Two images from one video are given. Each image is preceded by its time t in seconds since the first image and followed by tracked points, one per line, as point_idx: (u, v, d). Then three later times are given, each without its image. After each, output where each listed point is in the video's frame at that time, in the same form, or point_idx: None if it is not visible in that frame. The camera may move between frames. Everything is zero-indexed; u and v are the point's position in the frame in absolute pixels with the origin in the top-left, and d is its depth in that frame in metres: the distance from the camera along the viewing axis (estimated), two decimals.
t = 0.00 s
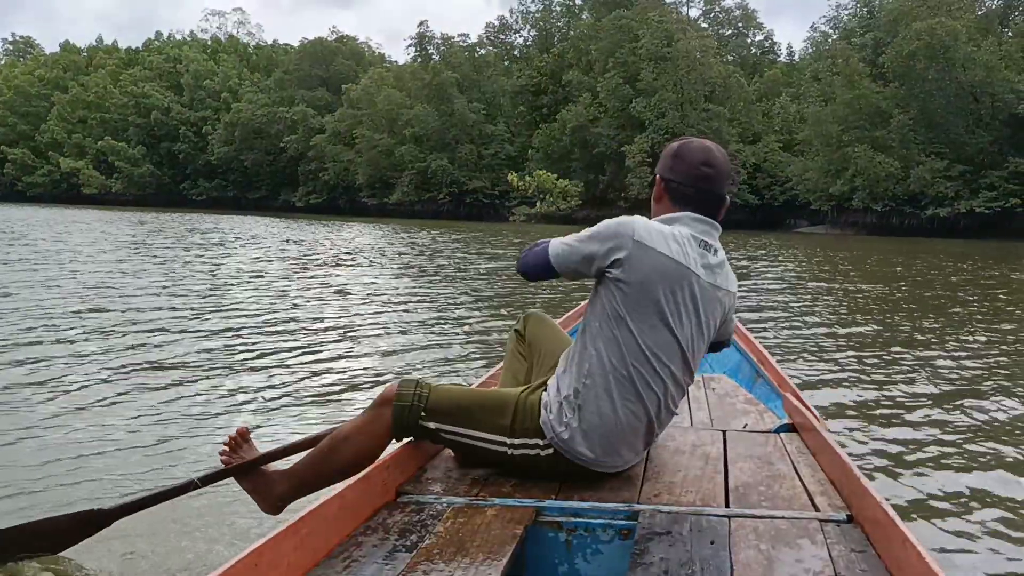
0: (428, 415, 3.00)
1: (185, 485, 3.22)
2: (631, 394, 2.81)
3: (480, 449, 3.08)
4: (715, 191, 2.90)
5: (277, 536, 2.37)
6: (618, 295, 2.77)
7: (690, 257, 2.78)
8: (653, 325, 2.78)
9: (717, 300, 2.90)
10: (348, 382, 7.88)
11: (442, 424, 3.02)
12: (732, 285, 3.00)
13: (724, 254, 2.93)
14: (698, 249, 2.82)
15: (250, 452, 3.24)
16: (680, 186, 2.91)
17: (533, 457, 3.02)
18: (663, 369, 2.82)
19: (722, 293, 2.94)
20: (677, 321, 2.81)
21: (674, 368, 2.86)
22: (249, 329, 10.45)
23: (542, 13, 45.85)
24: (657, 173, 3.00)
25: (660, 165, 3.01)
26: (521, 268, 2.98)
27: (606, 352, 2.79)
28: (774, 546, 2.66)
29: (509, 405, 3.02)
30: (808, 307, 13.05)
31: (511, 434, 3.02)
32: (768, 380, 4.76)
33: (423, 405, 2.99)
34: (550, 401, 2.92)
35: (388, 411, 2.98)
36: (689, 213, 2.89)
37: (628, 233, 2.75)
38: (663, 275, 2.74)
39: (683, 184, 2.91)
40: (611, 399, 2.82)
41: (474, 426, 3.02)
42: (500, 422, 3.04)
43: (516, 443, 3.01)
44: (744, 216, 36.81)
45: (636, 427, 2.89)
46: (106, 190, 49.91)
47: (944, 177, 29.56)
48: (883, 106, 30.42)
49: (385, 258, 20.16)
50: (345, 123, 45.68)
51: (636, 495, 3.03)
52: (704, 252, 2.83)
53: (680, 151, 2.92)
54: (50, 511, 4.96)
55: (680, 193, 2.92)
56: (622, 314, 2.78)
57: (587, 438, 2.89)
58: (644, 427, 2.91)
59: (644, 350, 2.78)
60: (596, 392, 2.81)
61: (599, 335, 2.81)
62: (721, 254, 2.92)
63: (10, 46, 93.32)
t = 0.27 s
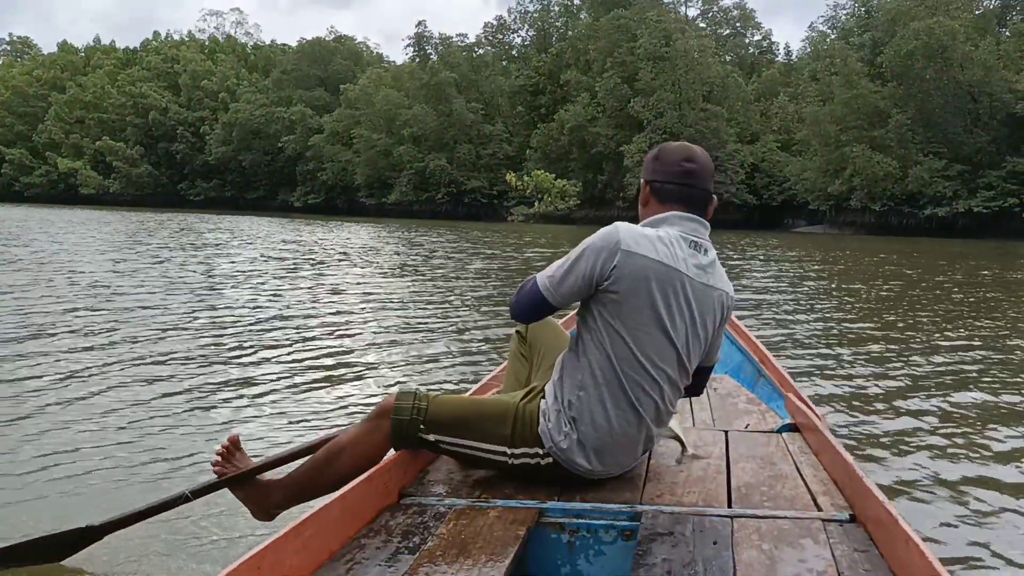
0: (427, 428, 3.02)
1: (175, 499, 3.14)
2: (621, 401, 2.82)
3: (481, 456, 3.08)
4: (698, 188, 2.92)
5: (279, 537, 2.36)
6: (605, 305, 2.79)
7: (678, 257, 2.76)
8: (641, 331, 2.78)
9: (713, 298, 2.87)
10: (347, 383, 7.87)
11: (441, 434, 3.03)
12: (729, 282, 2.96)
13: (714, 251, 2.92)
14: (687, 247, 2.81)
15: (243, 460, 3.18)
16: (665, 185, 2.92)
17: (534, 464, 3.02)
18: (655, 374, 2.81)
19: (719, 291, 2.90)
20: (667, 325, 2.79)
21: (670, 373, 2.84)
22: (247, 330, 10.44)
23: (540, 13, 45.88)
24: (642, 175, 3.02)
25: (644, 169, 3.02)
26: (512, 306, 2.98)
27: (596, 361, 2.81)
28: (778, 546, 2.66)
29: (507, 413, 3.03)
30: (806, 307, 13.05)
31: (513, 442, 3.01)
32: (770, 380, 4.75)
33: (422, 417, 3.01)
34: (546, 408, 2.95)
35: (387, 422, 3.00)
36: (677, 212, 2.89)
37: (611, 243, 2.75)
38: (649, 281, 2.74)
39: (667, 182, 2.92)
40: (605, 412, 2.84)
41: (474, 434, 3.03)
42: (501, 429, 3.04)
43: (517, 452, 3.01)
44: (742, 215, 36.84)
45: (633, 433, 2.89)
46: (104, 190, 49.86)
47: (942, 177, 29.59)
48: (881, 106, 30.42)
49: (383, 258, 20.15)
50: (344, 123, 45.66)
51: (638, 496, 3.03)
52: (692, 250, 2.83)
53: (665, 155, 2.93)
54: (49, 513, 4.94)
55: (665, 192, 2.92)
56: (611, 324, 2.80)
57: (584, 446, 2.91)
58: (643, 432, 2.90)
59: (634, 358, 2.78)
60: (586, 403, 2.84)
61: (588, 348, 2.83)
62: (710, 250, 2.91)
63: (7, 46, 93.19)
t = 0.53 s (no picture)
0: (428, 438, 3.07)
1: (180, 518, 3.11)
2: (620, 407, 2.85)
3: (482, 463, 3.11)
4: (682, 185, 2.94)
5: (283, 544, 2.36)
6: (600, 315, 2.80)
7: (667, 257, 2.78)
8: (638, 337, 2.79)
9: (704, 298, 2.87)
10: (348, 383, 7.87)
11: (442, 443, 3.07)
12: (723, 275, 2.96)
13: (703, 246, 2.93)
14: (676, 245, 2.82)
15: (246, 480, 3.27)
16: (650, 183, 2.92)
17: (536, 470, 3.03)
18: (654, 377, 2.83)
19: (711, 288, 2.90)
20: (662, 327, 2.80)
21: (668, 376, 2.86)
22: (246, 330, 10.43)
23: (538, 13, 45.89)
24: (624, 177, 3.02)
25: (624, 172, 3.03)
26: (505, 328, 2.89)
27: (595, 372, 2.84)
28: (782, 546, 2.66)
29: (507, 419, 3.06)
30: (806, 307, 13.08)
31: (515, 449, 3.03)
32: (772, 379, 4.74)
33: (422, 428, 3.06)
34: (547, 414, 2.96)
35: (388, 435, 3.08)
36: (665, 209, 2.90)
37: (603, 249, 2.74)
38: (640, 287, 2.76)
39: (651, 181, 2.93)
40: (606, 420, 2.87)
41: (475, 442, 3.07)
42: (501, 437, 3.05)
43: (519, 459, 3.03)
44: (740, 215, 36.88)
45: (632, 439, 2.92)
46: (102, 190, 49.81)
47: (940, 177, 29.63)
48: (879, 106, 30.45)
49: (382, 258, 20.14)
50: (342, 123, 45.64)
51: (642, 498, 3.02)
52: (681, 248, 2.83)
53: (646, 155, 2.94)
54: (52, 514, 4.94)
55: (651, 191, 2.92)
56: (607, 334, 2.81)
57: (585, 452, 2.93)
58: (644, 436, 2.93)
59: (631, 364, 2.80)
60: (586, 408, 2.88)
61: (587, 356, 2.85)
62: (699, 245, 2.92)
63: (4, 46, 93.11)
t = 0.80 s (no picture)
0: (428, 440, 3.07)
1: (192, 530, 3.19)
2: (615, 408, 2.85)
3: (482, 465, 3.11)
4: (666, 183, 2.94)
5: (285, 547, 2.36)
6: (593, 318, 2.80)
7: (655, 255, 2.78)
8: (631, 338, 2.79)
9: (696, 294, 2.86)
10: (348, 383, 7.88)
11: (441, 445, 3.08)
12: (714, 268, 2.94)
13: (691, 242, 2.92)
14: (662, 242, 2.82)
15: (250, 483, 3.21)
16: (633, 183, 2.93)
17: (536, 471, 3.03)
18: (649, 377, 2.84)
19: (703, 285, 2.88)
20: (655, 326, 2.80)
21: (664, 375, 2.86)
22: (245, 331, 10.43)
23: (535, 13, 45.90)
24: (607, 181, 3.03)
25: (607, 175, 3.03)
26: (506, 350, 2.80)
27: (591, 374, 2.84)
28: (786, 545, 2.66)
29: (507, 421, 3.05)
30: (805, 307, 13.10)
31: (514, 451, 3.03)
32: (773, 378, 4.73)
33: (422, 430, 3.06)
34: (546, 416, 2.97)
35: (389, 436, 3.08)
36: (651, 207, 2.90)
37: (591, 253, 2.74)
38: (630, 288, 2.75)
39: (635, 181, 2.93)
40: (604, 422, 2.88)
41: (474, 444, 3.07)
42: (501, 438, 3.04)
43: (519, 461, 3.02)
44: (738, 216, 36.93)
45: (630, 440, 2.92)
46: (99, 191, 49.76)
47: (938, 177, 29.65)
48: (877, 106, 30.49)
49: (380, 258, 20.15)
50: (339, 123, 45.61)
51: (645, 498, 3.02)
52: (668, 244, 2.83)
53: (629, 157, 2.95)
54: (51, 515, 4.93)
55: (634, 191, 2.92)
56: (603, 339, 2.81)
57: (583, 453, 2.93)
58: (642, 436, 2.93)
59: (625, 365, 2.81)
60: (582, 410, 2.88)
61: (582, 360, 2.85)
62: (686, 241, 2.91)
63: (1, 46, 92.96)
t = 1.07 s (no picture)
0: (426, 442, 3.07)
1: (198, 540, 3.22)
2: (611, 408, 2.86)
3: (481, 467, 3.11)
4: (652, 183, 2.95)
5: (286, 548, 2.35)
6: (587, 320, 2.79)
7: (644, 254, 2.78)
8: (625, 339, 2.80)
9: (689, 291, 2.85)
10: (347, 383, 7.87)
11: (439, 448, 3.08)
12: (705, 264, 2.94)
13: (679, 239, 2.93)
14: (651, 241, 2.82)
15: (253, 491, 3.30)
16: (618, 185, 2.93)
17: (535, 474, 3.03)
18: (645, 377, 2.84)
19: (695, 282, 2.88)
20: (649, 326, 2.80)
21: (659, 374, 2.86)
22: (245, 330, 10.44)
23: (533, 13, 45.95)
24: (591, 186, 3.03)
25: (592, 177, 3.03)
26: (503, 356, 2.78)
27: (587, 376, 2.84)
28: (785, 545, 2.66)
29: (505, 423, 3.05)
30: (804, 306, 13.14)
31: (513, 453, 3.03)
32: (773, 378, 4.73)
33: (420, 433, 3.07)
34: (543, 419, 2.97)
35: (388, 439, 3.09)
36: (636, 208, 2.90)
37: (581, 255, 2.73)
38: (622, 289, 2.75)
39: (620, 182, 2.93)
40: (601, 423, 2.88)
41: (471, 447, 3.07)
42: (500, 440, 3.05)
43: (517, 463, 3.03)
44: (736, 215, 37.00)
45: (624, 442, 2.93)
46: (97, 191, 49.68)
47: (936, 176, 29.68)
48: (875, 106, 30.54)
49: (378, 258, 20.13)
50: (337, 123, 45.58)
51: (645, 498, 3.02)
52: (656, 243, 2.83)
53: (612, 159, 2.96)
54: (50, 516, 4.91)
55: (619, 192, 2.93)
56: (596, 343, 2.81)
57: (581, 455, 2.93)
58: (639, 435, 2.93)
59: (619, 366, 2.81)
60: (578, 412, 2.89)
61: (576, 363, 2.85)
62: (675, 239, 2.91)
63: None
